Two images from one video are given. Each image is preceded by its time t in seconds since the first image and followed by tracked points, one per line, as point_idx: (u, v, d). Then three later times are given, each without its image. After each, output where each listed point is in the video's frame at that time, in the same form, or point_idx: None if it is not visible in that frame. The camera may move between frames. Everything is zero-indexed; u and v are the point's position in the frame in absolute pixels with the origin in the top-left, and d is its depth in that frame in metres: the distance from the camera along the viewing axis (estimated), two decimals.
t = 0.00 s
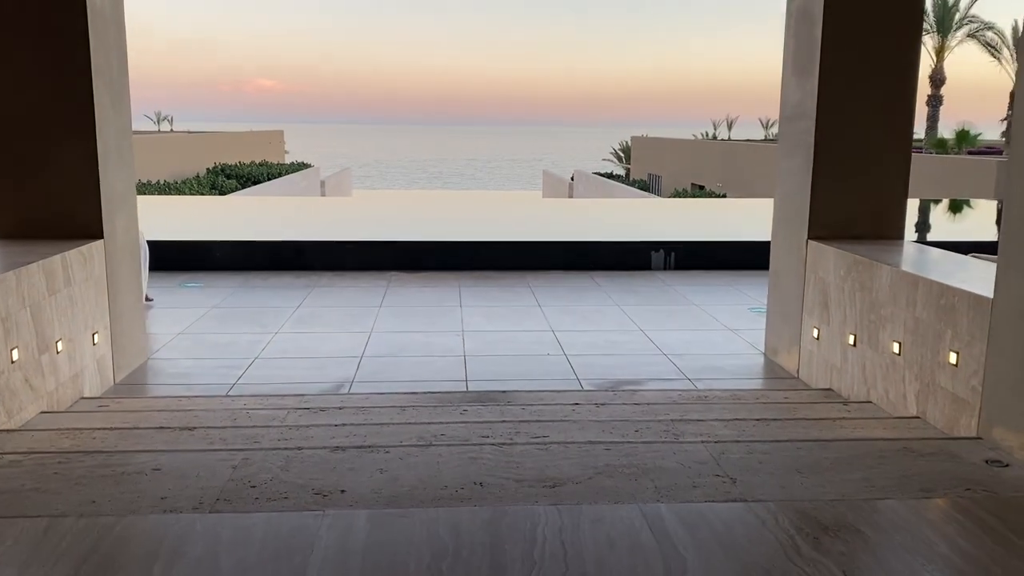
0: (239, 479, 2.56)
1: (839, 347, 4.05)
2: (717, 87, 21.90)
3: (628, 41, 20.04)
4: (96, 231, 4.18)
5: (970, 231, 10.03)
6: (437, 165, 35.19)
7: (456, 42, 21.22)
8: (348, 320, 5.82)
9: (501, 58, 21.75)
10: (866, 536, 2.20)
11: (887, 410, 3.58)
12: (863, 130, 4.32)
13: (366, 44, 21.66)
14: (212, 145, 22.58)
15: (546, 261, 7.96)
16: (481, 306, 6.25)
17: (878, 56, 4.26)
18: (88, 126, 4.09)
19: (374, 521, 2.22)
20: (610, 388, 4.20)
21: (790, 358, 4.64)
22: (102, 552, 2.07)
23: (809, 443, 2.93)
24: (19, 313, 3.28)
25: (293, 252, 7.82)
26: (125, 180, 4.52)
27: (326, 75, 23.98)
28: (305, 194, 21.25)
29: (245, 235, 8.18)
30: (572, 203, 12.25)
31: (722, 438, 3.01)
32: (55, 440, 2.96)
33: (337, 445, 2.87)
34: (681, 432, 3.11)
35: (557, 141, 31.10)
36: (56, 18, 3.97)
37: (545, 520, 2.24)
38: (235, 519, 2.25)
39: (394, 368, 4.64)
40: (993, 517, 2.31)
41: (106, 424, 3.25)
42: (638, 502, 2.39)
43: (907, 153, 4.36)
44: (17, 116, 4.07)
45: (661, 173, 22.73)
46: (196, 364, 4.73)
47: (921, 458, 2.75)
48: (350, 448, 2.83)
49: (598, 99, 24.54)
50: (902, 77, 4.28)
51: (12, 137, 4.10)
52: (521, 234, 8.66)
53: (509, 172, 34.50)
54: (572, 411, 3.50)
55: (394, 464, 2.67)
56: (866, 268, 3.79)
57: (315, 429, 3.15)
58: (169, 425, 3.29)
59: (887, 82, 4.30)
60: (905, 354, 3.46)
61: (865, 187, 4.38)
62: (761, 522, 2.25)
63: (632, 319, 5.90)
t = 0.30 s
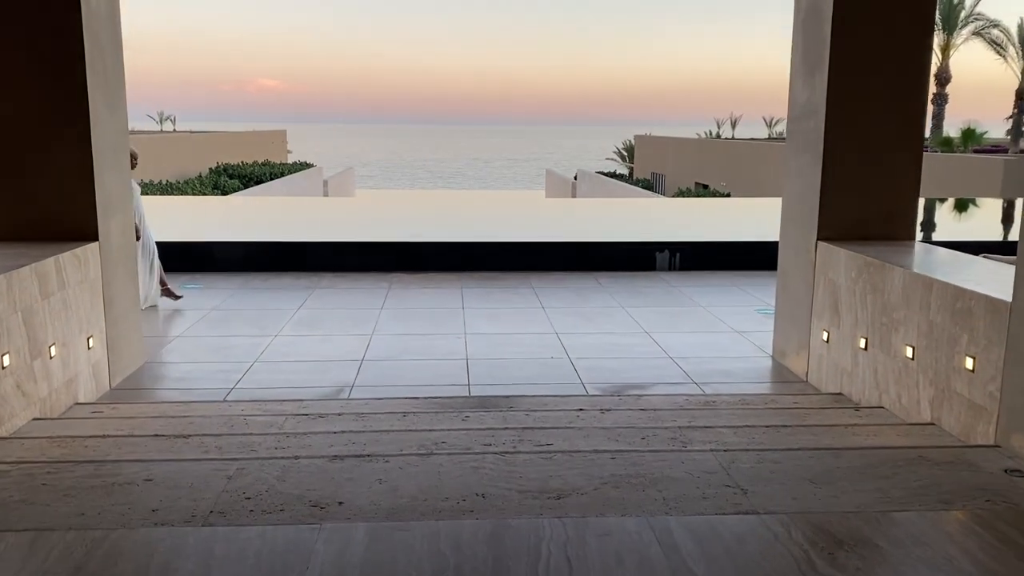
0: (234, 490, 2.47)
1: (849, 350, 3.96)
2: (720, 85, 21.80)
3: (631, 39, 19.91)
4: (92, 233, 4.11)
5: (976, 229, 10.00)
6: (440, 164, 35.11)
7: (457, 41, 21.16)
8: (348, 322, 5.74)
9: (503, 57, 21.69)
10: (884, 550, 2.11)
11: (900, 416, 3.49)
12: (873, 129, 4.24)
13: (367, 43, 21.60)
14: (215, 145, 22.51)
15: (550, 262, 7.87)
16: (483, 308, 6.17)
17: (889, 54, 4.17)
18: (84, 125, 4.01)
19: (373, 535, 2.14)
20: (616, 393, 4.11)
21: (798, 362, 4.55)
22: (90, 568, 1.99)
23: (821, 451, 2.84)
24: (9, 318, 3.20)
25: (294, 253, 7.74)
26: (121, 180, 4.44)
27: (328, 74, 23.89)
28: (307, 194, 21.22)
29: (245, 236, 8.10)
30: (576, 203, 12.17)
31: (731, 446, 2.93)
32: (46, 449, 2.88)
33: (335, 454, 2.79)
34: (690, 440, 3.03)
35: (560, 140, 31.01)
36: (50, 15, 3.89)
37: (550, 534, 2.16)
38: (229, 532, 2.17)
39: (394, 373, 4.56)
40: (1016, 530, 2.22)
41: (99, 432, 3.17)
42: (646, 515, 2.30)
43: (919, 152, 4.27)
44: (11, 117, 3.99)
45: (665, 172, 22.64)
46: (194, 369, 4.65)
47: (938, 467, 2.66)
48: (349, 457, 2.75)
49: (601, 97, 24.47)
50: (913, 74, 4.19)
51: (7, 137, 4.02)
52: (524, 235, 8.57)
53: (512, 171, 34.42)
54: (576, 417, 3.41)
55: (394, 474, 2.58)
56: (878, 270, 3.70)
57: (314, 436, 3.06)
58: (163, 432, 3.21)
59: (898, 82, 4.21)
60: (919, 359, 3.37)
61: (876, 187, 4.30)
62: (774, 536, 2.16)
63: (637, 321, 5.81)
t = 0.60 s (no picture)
0: (231, 502, 2.38)
1: (864, 354, 3.86)
2: (724, 83, 21.69)
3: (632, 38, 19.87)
4: (88, 235, 4.02)
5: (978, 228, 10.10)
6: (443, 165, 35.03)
7: (459, 40, 21.05)
8: (350, 325, 5.65)
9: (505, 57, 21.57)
10: (910, 566, 2.01)
11: (918, 423, 3.38)
12: (887, 127, 4.14)
13: (369, 42, 21.49)
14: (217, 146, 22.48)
15: (554, 264, 7.78)
16: (487, 310, 6.08)
17: (903, 51, 4.07)
18: (82, 124, 3.92)
19: (375, 550, 2.04)
20: (624, 399, 4.01)
21: (811, 366, 4.45)
22: None
23: (840, 461, 2.74)
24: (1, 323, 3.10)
25: (295, 255, 7.64)
26: (119, 181, 4.35)
27: (330, 74, 23.86)
28: (310, 194, 21.12)
29: (246, 237, 8.01)
30: (579, 203, 12.07)
31: (745, 455, 2.83)
32: (38, 458, 2.79)
33: (336, 464, 2.69)
34: (702, 448, 2.93)
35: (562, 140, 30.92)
36: (47, 11, 3.80)
37: (560, 549, 2.06)
38: (224, 547, 2.07)
39: (397, 377, 4.46)
40: None
41: (93, 440, 3.08)
42: (660, 529, 2.20)
43: (934, 152, 4.17)
44: (7, 115, 3.90)
45: (668, 172, 22.52)
46: (193, 373, 4.56)
47: (961, 479, 2.56)
48: (350, 467, 2.66)
49: (604, 96, 24.34)
50: (929, 72, 4.09)
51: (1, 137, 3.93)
52: (528, 235, 8.48)
53: (515, 171, 34.34)
54: (584, 424, 3.31)
55: (397, 486, 2.49)
56: (893, 272, 3.60)
57: (315, 444, 2.97)
58: (159, 440, 3.12)
59: (912, 79, 4.11)
60: (937, 364, 3.26)
61: (889, 187, 4.20)
62: (794, 552, 2.07)
63: (644, 323, 5.71)
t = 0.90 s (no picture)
0: (229, 524, 2.27)
1: (883, 364, 3.74)
2: (727, 84, 21.60)
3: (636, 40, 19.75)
4: (84, 241, 3.92)
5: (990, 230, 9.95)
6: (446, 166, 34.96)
7: (461, 42, 21.03)
8: (354, 331, 5.54)
9: (508, 58, 21.53)
10: None
11: (941, 436, 3.26)
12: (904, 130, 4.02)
13: (371, 44, 21.44)
14: (220, 148, 22.41)
15: (560, 267, 7.67)
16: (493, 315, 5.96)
17: (921, 52, 3.95)
18: (79, 128, 3.82)
19: None
20: (635, 409, 3.91)
21: (827, 375, 4.33)
22: None
23: (864, 479, 2.63)
24: None
25: (297, 259, 7.54)
26: (117, 185, 4.25)
27: (332, 75, 23.78)
28: (314, 195, 21.07)
29: (248, 240, 7.91)
30: (585, 204, 11.97)
31: (765, 473, 2.71)
32: (31, 476, 2.69)
33: (340, 482, 2.59)
34: (720, 464, 2.82)
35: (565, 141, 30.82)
36: (43, 11, 3.70)
37: None
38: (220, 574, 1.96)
39: (402, 386, 4.35)
40: None
41: (88, 455, 2.97)
42: (680, 555, 2.09)
43: (954, 155, 4.04)
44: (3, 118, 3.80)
45: (672, 173, 22.43)
46: (192, 382, 4.45)
47: (993, 499, 2.44)
48: (354, 485, 2.55)
49: (608, 96, 24.27)
50: (948, 74, 3.97)
51: None
52: (533, 239, 8.37)
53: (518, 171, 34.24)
54: (596, 437, 3.20)
55: (402, 507, 2.37)
56: (914, 279, 3.48)
57: (318, 460, 2.86)
58: (155, 455, 3.01)
59: (931, 80, 3.99)
60: (962, 376, 3.14)
61: (907, 192, 4.08)
62: None
63: (653, 329, 5.60)
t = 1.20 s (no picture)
0: (219, 548, 2.17)
1: (898, 374, 3.63)
2: (730, 87, 21.48)
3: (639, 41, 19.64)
4: (76, 248, 3.81)
5: (997, 234, 9.84)
6: (448, 169, 34.87)
7: (462, 43, 20.90)
8: (354, 338, 5.44)
9: (510, 59, 21.42)
10: None
11: (960, 450, 3.15)
12: (918, 133, 3.91)
13: (372, 45, 21.32)
14: (221, 151, 22.34)
15: (563, 272, 7.56)
16: (495, 321, 5.86)
17: (936, 53, 3.85)
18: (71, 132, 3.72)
19: None
20: (641, 420, 3.80)
21: (839, 385, 4.22)
22: None
23: (883, 498, 2.52)
24: None
25: (296, 264, 7.44)
26: (110, 190, 4.14)
27: (334, 77, 23.71)
28: (315, 197, 20.95)
29: (247, 245, 7.81)
30: (587, 207, 11.86)
31: (780, 491, 2.60)
32: (15, 493, 2.59)
33: (337, 502, 2.48)
34: (733, 481, 2.71)
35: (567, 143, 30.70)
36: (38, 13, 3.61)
37: None
38: None
39: (402, 396, 4.25)
40: None
41: (76, 472, 2.87)
42: None
43: (970, 158, 3.92)
44: None
45: (675, 175, 22.30)
46: (188, 392, 4.35)
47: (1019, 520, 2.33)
48: (352, 505, 2.45)
49: (610, 98, 24.15)
50: (963, 76, 3.85)
51: None
52: (536, 243, 8.26)
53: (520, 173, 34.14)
54: (602, 452, 3.09)
55: (401, 529, 2.27)
56: (931, 288, 3.37)
57: (315, 477, 2.75)
58: (147, 471, 2.90)
59: (945, 81, 3.87)
60: (981, 388, 3.02)
61: (921, 197, 3.97)
62: None
63: (659, 336, 5.49)
